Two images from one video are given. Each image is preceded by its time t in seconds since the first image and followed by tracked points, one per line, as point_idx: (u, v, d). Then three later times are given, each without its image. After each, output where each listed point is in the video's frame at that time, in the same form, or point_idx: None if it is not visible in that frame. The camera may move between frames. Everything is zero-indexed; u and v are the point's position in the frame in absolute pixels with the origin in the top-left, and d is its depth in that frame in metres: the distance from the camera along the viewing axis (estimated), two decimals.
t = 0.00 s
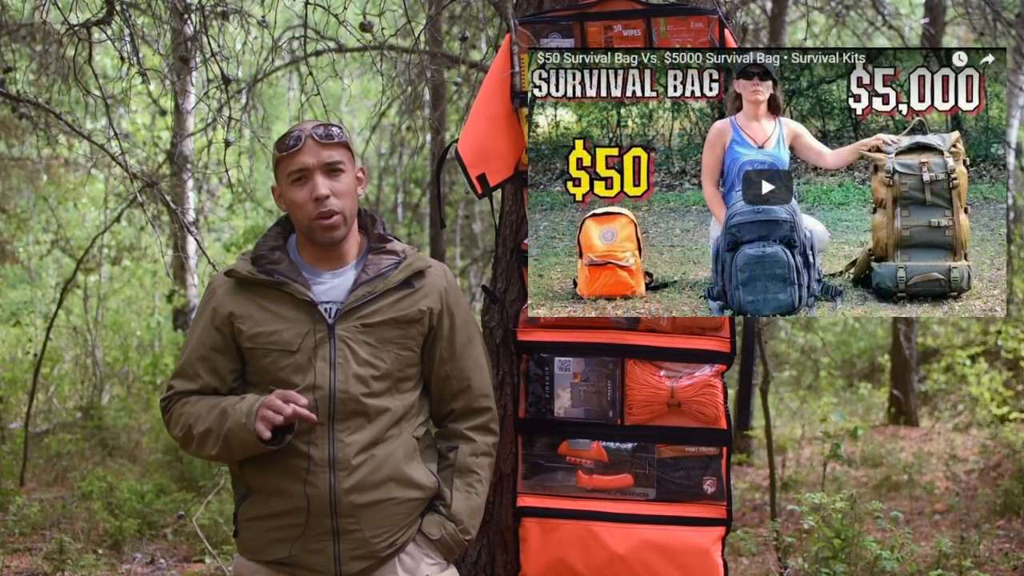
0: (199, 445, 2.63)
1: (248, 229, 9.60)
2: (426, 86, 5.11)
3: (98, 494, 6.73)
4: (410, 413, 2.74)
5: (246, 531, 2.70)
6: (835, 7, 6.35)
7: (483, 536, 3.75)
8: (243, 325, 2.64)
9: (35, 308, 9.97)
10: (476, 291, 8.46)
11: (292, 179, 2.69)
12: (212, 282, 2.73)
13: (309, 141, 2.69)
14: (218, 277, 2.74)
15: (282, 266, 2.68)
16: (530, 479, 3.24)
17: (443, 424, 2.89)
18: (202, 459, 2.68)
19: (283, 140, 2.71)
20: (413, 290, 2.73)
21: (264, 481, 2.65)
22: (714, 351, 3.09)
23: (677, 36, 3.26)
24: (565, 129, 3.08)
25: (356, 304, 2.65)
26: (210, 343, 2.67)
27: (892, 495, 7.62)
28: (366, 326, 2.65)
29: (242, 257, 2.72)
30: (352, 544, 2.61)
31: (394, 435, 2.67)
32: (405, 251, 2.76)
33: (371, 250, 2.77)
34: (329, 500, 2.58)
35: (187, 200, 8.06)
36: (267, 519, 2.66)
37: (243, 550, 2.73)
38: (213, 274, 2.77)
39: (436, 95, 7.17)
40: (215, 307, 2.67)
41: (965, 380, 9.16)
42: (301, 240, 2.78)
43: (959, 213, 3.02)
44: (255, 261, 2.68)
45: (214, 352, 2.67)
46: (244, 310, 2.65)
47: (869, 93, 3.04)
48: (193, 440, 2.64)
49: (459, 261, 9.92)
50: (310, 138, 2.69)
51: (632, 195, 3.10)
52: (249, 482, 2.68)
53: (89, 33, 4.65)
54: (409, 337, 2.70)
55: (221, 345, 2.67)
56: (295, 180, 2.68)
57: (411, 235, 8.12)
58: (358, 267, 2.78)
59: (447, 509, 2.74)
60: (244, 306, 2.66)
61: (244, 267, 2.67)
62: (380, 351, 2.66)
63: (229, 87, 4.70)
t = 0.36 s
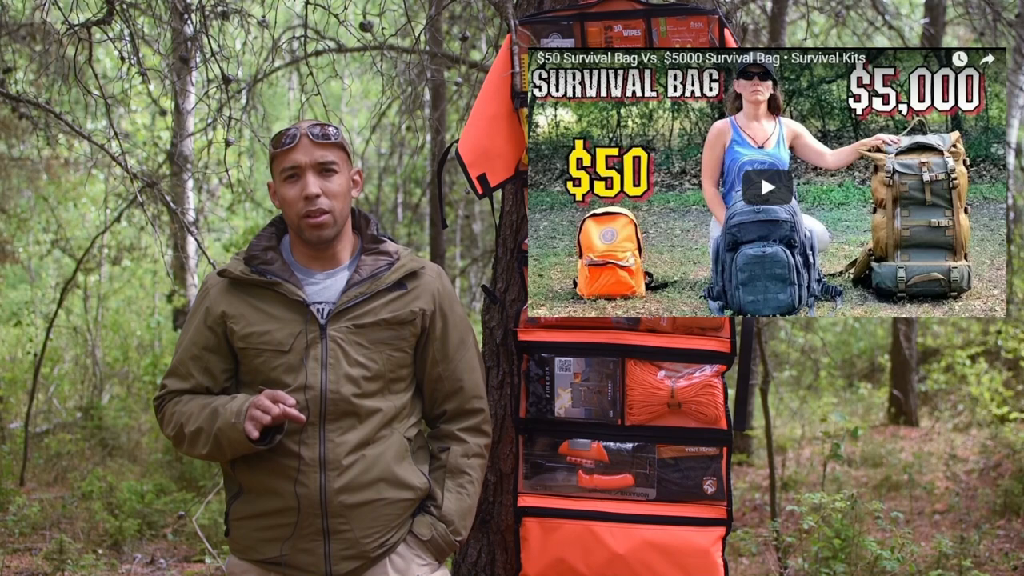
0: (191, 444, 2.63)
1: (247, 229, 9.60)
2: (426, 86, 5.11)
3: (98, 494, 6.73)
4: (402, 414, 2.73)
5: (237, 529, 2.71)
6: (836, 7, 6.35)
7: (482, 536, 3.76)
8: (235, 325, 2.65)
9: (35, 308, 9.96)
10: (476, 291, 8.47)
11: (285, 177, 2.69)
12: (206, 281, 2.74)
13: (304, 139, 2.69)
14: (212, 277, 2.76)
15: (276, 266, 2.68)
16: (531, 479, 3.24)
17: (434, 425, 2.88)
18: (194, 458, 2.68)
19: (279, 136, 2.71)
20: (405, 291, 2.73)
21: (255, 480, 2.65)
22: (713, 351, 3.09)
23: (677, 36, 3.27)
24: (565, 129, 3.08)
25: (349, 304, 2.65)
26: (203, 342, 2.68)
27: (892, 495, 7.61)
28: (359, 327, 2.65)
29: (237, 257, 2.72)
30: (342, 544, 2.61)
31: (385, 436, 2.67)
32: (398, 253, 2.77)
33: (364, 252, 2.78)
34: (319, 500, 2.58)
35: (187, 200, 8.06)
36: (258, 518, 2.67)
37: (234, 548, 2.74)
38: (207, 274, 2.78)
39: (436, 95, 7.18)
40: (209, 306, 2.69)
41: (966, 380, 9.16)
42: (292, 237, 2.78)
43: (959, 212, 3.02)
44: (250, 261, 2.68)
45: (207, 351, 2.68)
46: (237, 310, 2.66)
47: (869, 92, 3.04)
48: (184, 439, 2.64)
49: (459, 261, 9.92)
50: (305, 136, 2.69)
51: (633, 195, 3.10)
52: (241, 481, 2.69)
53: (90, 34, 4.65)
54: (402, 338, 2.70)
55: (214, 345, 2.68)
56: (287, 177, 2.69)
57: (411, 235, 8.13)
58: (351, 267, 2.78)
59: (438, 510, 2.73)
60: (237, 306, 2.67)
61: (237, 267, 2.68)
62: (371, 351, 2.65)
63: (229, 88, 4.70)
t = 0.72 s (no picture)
0: (195, 444, 2.63)
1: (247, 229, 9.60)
2: (426, 86, 5.11)
3: (98, 494, 6.73)
4: (406, 414, 2.73)
5: (241, 530, 2.71)
6: (836, 7, 6.36)
7: (482, 536, 3.76)
8: (239, 325, 2.65)
9: (35, 309, 9.97)
10: (476, 291, 8.47)
11: (288, 174, 2.69)
12: (209, 282, 2.74)
13: (308, 137, 2.69)
14: (215, 277, 2.76)
15: (279, 266, 2.68)
16: (531, 479, 3.24)
17: (437, 425, 2.87)
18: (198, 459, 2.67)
19: (283, 133, 2.71)
20: (408, 291, 2.73)
21: (259, 481, 2.65)
22: (713, 351, 3.09)
23: (677, 36, 3.27)
24: (565, 129, 3.08)
25: (352, 304, 2.65)
26: (207, 342, 2.68)
27: (892, 495, 7.61)
28: (362, 326, 2.65)
29: (239, 257, 2.72)
30: (347, 544, 2.61)
31: (389, 436, 2.67)
32: (401, 252, 2.76)
33: (367, 251, 2.77)
34: (324, 500, 2.58)
35: (188, 200, 8.07)
36: (262, 518, 2.67)
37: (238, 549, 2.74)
38: (210, 274, 2.78)
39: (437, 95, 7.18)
40: (212, 306, 2.69)
41: (966, 380, 9.17)
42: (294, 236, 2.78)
43: (959, 212, 3.02)
44: (252, 261, 2.68)
45: (211, 351, 2.69)
46: (240, 310, 2.66)
47: (869, 93, 3.04)
48: (188, 440, 2.64)
49: (459, 261, 9.92)
50: (308, 133, 2.69)
51: (633, 195, 3.10)
52: (244, 481, 2.69)
53: (91, 34, 4.64)
54: (405, 338, 2.70)
55: (218, 345, 2.69)
56: (290, 174, 2.69)
57: (411, 234, 8.13)
58: (355, 268, 2.78)
59: (442, 510, 2.74)
60: (241, 306, 2.67)
61: (240, 267, 2.67)
62: (374, 350, 2.65)
63: (230, 88, 4.69)
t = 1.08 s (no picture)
0: (209, 428, 2.62)
1: (248, 229, 9.60)
2: (427, 86, 5.10)
3: (98, 494, 6.72)
4: (420, 414, 2.78)
5: (256, 528, 2.74)
6: (837, 7, 6.35)
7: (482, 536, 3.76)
8: (256, 319, 2.69)
9: (36, 308, 9.98)
10: (477, 291, 8.47)
11: (304, 172, 2.74)
12: (223, 277, 2.78)
13: (324, 136, 2.74)
14: (230, 271, 2.80)
15: (296, 263, 2.73)
16: (532, 479, 3.24)
17: (449, 423, 2.94)
18: (211, 447, 2.66)
19: (300, 132, 2.76)
20: (422, 289, 2.78)
21: (276, 479, 2.68)
22: (714, 351, 3.08)
23: (678, 36, 3.27)
24: (565, 129, 3.08)
25: (368, 301, 2.70)
26: (222, 336, 2.72)
27: (893, 495, 7.60)
28: (378, 324, 2.70)
29: (254, 255, 2.76)
30: (362, 543, 2.65)
31: (404, 435, 2.72)
32: (415, 251, 2.82)
33: (382, 250, 2.83)
34: (340, 499, 2.62)
35: (189, 200, 8.07)
36: (277, 517, 2.70)
37: (253, 547, 2.77)
38: (224, 269, 2.82)
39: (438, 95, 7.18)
40: (227, 299, 2.72)
41: (967, 380, 9.17)
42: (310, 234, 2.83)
43: (959, 212, 3.02)
44: (269, 258, 2.73)
45: (226, 344, 2.72)
46: (256, 305, 2.71)
47: (869, 93, 3.04)
48: (203, 424, 2.63)
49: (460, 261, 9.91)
50: (325, 132, 2.74)
51: (633, 195, 3.10)
52: (260, 479, 2.72)
53: (91, 34, 4.64)
54: (420, 335, 2.76)
55: (234, 339, 2.72)
56: (306, 172, 2.74)
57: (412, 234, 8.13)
58: (370, 265, 2.83)
59: (456, 508, 2.80)
60: (256, 300, 2.71)
61: (257, 262, 2.72)
62: (390, 348, 2.71)
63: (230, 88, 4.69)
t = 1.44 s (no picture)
0: (240, 439, 2.62)
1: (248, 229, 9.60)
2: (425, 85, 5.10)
3: (98, 494, 6.72)
4: (447, 411, 2.81)
5: (287, 530, 2.74)
6: (835, 7, 6.35)
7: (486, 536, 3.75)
8: (285, 322, 2.68)
9: (35, 308, 9.96)
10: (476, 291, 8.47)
11: (334, 168, 2.75)
12: (247, 279, 2.75)
13: (355, 133, 2.75)
14: (255, 273, 2.77)
15: (322, 263, 2.72)
16: (531, 480, 3.24)
17: (472, 420, 2.97)
18: (241, 455, 2.66)
19: (331, 128, 2.77)
20: (448, 287, 2.80)
21: (308, 481, 2.68)
22: (713, 351, 3.09)
23: (676, 36, 3.27)
24: (565, 129, 3.08)
25: (398, 300, 2.71)
26: (250, 339, 2.69)
27: (893, 495, 7.60)
28: (409, 323, 2.72)
29: (277, 253, 2.76)
30: (398, 541, 2.66)
31: (434, 433, 2.74)
32: (439, 249, 2.83)
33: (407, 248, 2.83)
34: (377, 498, 2.63)
35: (188, 200, 8.07)
36: (310, 518, 2.70)
37: (283, 548, 2.76)
38: (246, 271, 2.79)
39: (437, 95, 7.18)
40: (255, 303, 2.70)
41: (966, 379, 9.19)
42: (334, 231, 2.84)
43: (959, 212, 3.02)
44: (295, 258, 2.72)
45: (254, 348, 2.70)
46: (285, 307, 2.69)
47: (869, 93, 3.04)
48: (233, 435, 2.63)
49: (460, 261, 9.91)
50: (357, 129, 2.76)
51: (633, 195, 3.10)
52: (290, 481, 2.72)
53: (89, 34, 4.63)
54: (448, 333, 2.78)
55: (261, 342, 2.70)
56: (336, 168, 2.75)
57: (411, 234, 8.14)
58: (395, 264, 2.84)
59: (487, 503, 2.83)
60: (284, 303, 2.70)
61: (284, 264, 2.71)
62: (421, 346, 2.73)
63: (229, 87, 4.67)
